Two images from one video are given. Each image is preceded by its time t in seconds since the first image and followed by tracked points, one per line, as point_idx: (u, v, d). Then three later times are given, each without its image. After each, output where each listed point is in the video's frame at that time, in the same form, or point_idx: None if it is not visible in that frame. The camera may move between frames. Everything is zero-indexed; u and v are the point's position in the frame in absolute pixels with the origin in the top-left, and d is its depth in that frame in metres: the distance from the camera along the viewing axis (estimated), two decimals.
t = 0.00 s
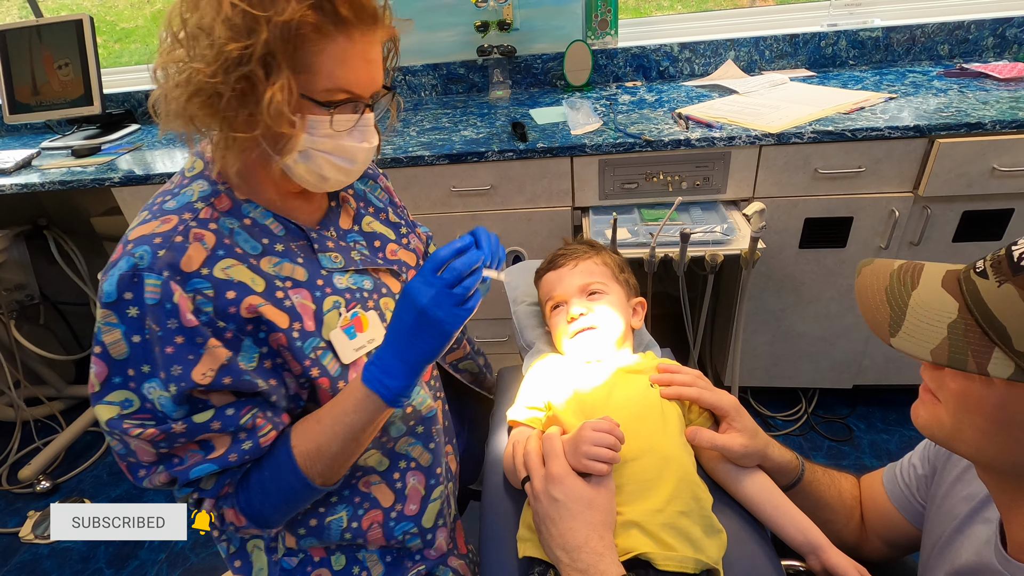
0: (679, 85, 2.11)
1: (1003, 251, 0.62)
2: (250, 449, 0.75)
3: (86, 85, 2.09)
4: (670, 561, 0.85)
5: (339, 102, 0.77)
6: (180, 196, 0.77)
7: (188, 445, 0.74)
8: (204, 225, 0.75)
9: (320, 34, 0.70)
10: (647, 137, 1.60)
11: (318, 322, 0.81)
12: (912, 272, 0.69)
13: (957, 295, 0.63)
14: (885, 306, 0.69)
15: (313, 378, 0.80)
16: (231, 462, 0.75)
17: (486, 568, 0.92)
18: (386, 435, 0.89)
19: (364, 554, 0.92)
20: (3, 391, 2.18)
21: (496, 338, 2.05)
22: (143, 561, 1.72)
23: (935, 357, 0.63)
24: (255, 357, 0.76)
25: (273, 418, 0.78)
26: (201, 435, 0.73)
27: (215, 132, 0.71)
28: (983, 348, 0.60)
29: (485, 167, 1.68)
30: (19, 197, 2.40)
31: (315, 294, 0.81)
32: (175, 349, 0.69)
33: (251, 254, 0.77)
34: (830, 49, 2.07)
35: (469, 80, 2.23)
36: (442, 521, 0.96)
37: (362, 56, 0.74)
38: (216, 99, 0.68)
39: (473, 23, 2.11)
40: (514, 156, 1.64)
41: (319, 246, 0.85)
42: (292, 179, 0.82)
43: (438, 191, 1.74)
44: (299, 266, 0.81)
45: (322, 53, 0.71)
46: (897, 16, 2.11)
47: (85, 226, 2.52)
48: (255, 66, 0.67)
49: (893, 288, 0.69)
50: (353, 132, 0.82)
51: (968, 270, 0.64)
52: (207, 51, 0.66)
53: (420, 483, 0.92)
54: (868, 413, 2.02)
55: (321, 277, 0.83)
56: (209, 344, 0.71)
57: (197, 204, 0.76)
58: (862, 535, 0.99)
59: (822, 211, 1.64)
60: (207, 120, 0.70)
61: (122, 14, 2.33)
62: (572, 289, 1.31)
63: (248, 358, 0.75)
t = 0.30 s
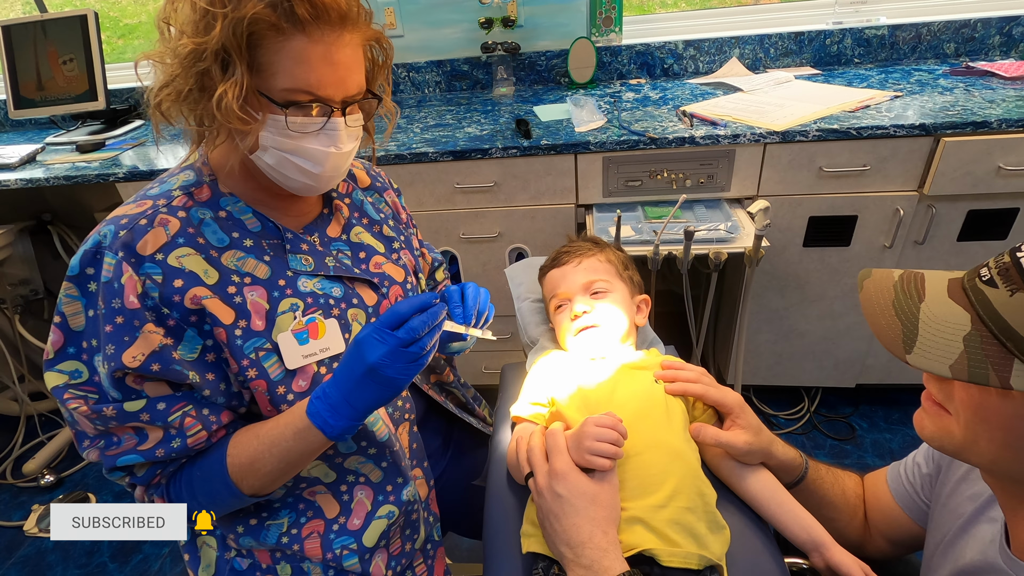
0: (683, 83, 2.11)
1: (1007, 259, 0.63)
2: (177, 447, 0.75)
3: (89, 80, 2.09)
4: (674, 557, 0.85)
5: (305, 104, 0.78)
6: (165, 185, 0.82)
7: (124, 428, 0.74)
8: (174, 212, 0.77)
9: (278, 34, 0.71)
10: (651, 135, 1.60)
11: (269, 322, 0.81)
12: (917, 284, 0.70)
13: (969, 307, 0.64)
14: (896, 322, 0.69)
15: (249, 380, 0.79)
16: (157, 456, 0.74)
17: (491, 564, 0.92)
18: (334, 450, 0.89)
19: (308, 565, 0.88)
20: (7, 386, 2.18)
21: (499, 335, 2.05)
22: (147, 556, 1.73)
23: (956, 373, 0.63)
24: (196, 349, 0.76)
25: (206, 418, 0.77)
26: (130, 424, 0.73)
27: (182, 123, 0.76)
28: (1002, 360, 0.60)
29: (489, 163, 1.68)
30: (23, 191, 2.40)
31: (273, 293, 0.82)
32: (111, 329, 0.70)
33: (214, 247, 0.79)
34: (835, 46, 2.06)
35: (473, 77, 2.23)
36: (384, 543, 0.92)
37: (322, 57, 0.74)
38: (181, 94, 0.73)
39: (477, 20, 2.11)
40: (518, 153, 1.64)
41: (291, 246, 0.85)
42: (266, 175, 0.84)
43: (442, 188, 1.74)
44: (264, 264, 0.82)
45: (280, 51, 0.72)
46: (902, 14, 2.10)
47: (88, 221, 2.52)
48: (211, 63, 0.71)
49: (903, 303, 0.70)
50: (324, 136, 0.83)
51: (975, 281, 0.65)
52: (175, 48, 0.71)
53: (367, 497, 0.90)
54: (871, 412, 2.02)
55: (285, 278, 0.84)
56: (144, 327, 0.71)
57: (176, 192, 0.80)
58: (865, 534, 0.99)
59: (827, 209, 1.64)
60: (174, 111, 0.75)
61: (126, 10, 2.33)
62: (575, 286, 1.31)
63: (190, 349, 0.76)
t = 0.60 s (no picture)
0: (688, 78, 2.10)
1: (1012, 255, 0.62)
2: (180, 450, 0.76)
3: (94, 79, 2.09)
4: (679, 552, 0.85)
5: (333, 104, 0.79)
6: (174, 181, 0.82)
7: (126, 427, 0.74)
8: (180, 211, 0.77)
9: (313, 32, 0.72)
10: (655, 130, 1.59)
11: (268, 329, 0.81)
12: (921, 282, 0.70)
13: (974, 302, 0.63)
14: (901, 320, 0.69)
15: (247, 386, 0.80)
16: (161, 458, 0.75)
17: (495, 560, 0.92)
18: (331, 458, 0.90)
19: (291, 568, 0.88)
20: (13, 382, 2.20)
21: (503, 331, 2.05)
22: (153, 552, 1.74)
23: (961, 368, 0.62)
24: (197, 351, 0.77)
25: (207, 420, 0.78)
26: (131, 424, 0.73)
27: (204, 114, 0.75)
28: (1008, 354, 0.59)
29: (492, 160, 1.68)
30: (29, 189, 2.42)
31: (274, 299, 0.81)
32: (114, 329, 0.70)
33: (219, 248, 0.79)
34: (841, 41, 2.05)
35: (477, 74, 2.22)
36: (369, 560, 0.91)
37: (355, 60, 0.75)
38: (209, 86, 0.72)
39: (480, 16, 2.11)
40: (521, 149, 1.64)
41: (296, 252, 0.85)
42: (285, 175, 0.84)
43: (445, 184, 1.74)
44: (267, 268, 0.82)
45: (314, 50, 0.73)
46: (908, 8, 2.09)
47: (93, 219, 2.53)
48: (242, 56, 0.70)
49: (907, 301, 0.70)
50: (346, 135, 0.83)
51: (980, 276, 0.64)
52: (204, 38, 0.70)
53: (356, 511, 0.90)
54: (876, 408, 2.01)
55: (288, 285, 0.83)
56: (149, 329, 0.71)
57: (184, 190, 0.80)
58: (871, 529, 0.99)
59: (832, 204, 1.63)
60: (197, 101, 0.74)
61: (129, 9, 2.34)
62: (576, 282, 1.30)
63: (191, 351, 0.76)
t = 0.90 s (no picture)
0: (688, 80, 2.11)
1: (1006, 256, 0.63)
2: (229, 466, 0.78)
3: (96, 82, 2.10)
4: (680, 553, 0.85)
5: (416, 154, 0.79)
6: (188, 200, 0.80)
7: (163, 448, 0.75)
8: (199, 235, 0.75)
9: (413, 98, 0.70)
10: (655, 131, 1.59)
11: (286, 357, 0.82)
12: (915, 284, 0.71)
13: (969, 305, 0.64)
14: (895, 321, 0.69)
15: (271, 410, 0.83)
16: (208, 476, 0.77)
17: (496, 561, 0.92)
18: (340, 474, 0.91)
19: None
20: (17, 385, 2.21)
21: (504, 333, 2.06)
22: (156, 554, 1.74)
23: (958, 370, 0.62)
24: (227, 372, 0.78)
25: (246, 435, 0.81)
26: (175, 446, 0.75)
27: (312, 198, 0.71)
28: (1005, 356, 0.59)
29: (493, 162, 1.68)
30: (32, 193, 2.43)
31: (293, 327, 0.82)
32: (147, 357, 0.70)
33: (239, 272, 0.78)
34: (841, 42, 2.05)
35: (477, 76, 2.23)
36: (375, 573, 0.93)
37: (438, 107, 0.76)
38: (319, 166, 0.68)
39: (480, 18, 2.11)
40: (522, 151, 1.64)
41: (313, 277, 0.84)
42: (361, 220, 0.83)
43: (446, 186, 1.74)
44: (287, 294, 0.81)
45: (416, 114, 0.72)
46: (908, 8, 2.09)
47: (96, 222, 2.54)
48: (363, 142, 0.67)
49: (902, 303, 0.70)
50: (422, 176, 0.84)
51: (975, 278, 0.65)
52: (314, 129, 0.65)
53: (364, 525, 0.92)
54: (878, 409, 2.01)
55: (305, 312, 0.83)
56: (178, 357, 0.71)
57: (201, 211, 0.78)
58: (872, 529, 0.99)
59: (832, 205, 1.63)
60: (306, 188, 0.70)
61: (132, 13, 2.35)
62: (575, 285, 1.31)
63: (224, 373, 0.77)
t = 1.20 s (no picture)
0: (689, 86, 2.11)
1: (1000, 263, 0.63)
2: (247, 492, 0.79)
3: (102, 89, 2.12)
4: (681, 559, 0.85)
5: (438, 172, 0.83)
6: (202, 219, 0.79)
7: (178, 474, 0.76)
8: (215, 258, 0.75)
9: (444, 122, 0.74)
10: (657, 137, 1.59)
11: (303, 381, 0.83)
12: (911, 292, 0.71)
13: (964, 312, 0.64)
14: (892, 329, 0.70)
15: (288, 435, 0.85)
16: (228, 503, 0.78)
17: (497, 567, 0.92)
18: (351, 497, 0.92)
19: None
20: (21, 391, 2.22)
21: (507, 338, 2.06)
22: (159, 559, 1.75)
23: (954, 377, 0.62)
24: (244, 397, 0.79)
25: (263, 460, 0.82)
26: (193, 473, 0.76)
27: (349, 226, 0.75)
28: (1001, 362, 0.59)
29: (495, 167, 1.69)
30: (38, 200, 2.44)
31: (310, 351, 0.82)
32: (166, 385, 0.71)
33: (256, 296, 0.78)
34: (842, 47, 2.06)
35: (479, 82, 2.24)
36: None
37: (462, 127, 0.80)
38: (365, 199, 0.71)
39: (482, 25, 2.12)
40: (524, 156, 1.65)
41: (329, 298, 0.85)
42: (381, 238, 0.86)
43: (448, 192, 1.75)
44: (303, 318, 0.82)
45: (443, 136, 0.76)
46: (910, 13, 2.09)
47: (101, 228, 2.56)
48: (401, 173, 0.71)
49: (899, 310, 0.71)
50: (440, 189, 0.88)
51: (970, 286, 0.65)
52: (356, 164, 0.68)
53: (372, 543, 0.94)
54: (882, 414, 2.00)
55: (323, 336, 0.84)
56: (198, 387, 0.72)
57: (216, 232, 0.77)
58: (875, 536, 0.98)
59: (834, 210, 1.63)
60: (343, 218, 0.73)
61: (137, 21, 2.37)
62: (576, 291, 1.31)
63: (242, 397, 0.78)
